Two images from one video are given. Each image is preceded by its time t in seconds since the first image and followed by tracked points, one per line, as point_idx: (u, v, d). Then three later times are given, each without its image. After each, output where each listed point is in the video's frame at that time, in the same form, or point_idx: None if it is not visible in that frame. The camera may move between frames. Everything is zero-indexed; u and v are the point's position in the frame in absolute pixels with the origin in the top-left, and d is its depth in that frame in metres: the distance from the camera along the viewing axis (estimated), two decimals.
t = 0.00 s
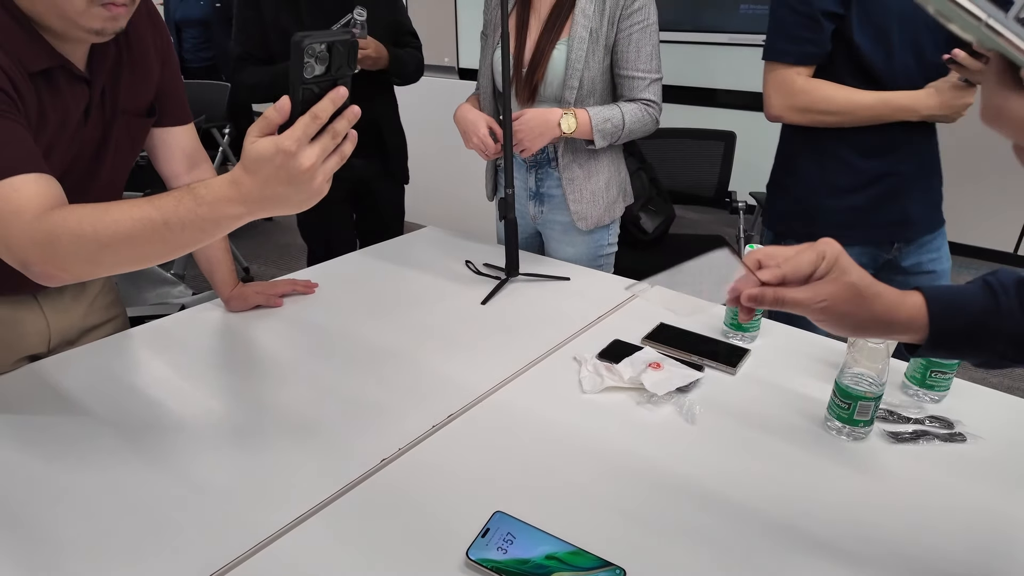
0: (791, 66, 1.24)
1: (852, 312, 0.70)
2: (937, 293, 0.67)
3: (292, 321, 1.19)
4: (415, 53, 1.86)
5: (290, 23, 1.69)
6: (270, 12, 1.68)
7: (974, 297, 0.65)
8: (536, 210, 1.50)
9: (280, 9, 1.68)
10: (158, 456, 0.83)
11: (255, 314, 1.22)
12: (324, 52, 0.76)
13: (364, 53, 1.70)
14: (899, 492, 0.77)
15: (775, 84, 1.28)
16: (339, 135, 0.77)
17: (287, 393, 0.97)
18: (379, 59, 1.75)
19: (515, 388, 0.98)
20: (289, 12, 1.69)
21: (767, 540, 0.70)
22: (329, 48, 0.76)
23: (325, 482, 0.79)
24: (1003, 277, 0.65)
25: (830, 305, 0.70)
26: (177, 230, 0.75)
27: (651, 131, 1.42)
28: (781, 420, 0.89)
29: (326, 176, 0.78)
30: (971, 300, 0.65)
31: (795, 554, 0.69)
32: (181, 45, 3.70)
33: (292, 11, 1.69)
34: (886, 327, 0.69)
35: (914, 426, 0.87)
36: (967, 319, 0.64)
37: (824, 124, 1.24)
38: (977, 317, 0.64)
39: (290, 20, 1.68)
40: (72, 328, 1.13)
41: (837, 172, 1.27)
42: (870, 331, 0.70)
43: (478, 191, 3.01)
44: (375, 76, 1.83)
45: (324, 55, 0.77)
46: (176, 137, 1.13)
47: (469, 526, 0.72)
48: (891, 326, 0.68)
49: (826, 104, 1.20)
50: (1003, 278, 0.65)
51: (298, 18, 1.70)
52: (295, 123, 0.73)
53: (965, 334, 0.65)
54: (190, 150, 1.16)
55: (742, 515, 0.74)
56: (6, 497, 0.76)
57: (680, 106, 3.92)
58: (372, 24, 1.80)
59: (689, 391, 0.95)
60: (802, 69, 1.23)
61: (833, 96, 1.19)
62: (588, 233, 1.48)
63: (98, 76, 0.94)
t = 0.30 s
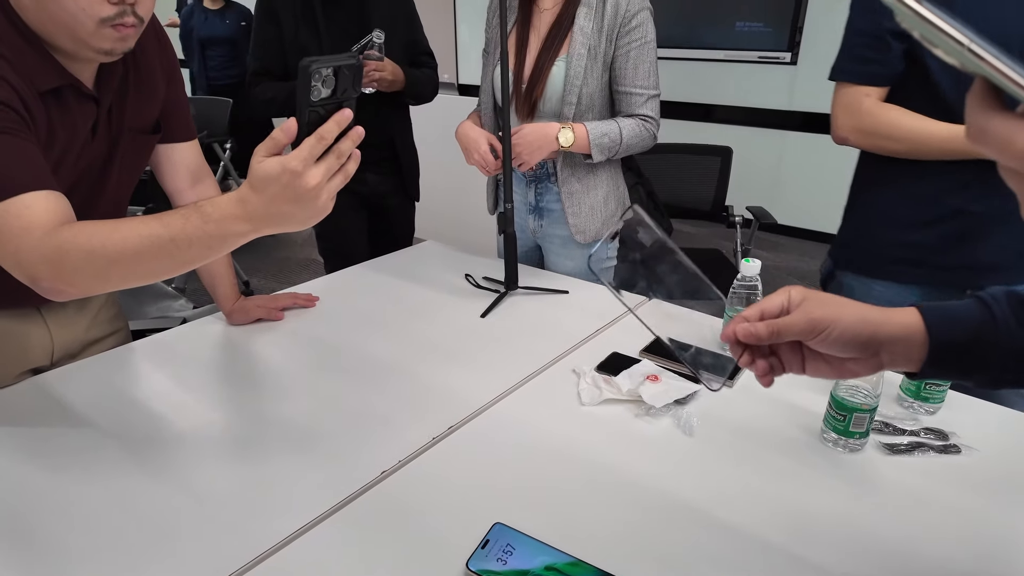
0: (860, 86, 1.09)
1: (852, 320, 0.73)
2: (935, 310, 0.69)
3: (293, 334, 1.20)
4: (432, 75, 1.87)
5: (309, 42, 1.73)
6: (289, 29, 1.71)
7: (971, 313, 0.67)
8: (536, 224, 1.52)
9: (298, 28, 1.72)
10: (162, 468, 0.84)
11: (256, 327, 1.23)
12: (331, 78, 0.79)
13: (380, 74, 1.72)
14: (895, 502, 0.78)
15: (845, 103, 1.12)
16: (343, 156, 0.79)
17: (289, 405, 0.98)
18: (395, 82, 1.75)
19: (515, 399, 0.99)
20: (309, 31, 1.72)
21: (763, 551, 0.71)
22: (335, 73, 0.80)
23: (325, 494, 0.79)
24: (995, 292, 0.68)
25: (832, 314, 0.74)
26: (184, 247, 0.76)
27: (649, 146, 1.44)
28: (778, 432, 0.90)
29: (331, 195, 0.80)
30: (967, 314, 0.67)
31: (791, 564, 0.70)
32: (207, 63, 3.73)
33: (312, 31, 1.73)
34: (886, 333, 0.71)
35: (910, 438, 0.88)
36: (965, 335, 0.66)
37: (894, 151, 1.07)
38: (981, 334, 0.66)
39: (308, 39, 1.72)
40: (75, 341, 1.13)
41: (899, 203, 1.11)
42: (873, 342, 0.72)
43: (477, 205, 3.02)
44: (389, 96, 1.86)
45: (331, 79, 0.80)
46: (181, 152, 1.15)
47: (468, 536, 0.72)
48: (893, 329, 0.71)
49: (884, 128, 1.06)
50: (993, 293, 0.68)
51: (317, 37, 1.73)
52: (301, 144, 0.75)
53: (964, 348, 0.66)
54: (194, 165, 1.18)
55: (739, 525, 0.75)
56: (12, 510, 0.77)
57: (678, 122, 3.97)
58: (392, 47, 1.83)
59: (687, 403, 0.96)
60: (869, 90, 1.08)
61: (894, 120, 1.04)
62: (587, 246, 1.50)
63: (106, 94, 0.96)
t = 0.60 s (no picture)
0: (913, 92, 1.17)
1: (840, 334, 0.77)
2: (921, 323, 0.72)
3: (294, 346, 1.21)
4: (434, 92, 1.91)
5: (314, 56, 1.73)
6: (293, 42, 1.72)
7: (954, 323, 0.70)
8: (536, 235, 1.53)
9: (302, 42, 1.72)
10: (164, 478, 0.84)
11: (257, 339, 1.23)
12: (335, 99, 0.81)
13: (385, 88, 1.74)
14: (890, 512, 0.79)
15: (896, 107, 1.19)
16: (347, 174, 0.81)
17: (290, 417, 0.98)
18: (401, 96, 1.78)
19: (515, 410, 1.00)
20: (313, 45, 1.73)
21: (760, 559, 0.72)
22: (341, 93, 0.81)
23: (327, 505, 0.80)
24: (975, 301, 0.70)
25: (817, 332, 0.78)
26: (190, 262, 0.78)
27: (648, 160, 1.45)
28: (774, 443, 0.91)
29: (335, 213, 0.81)
30: (951, 325, 0.70)
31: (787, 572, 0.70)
32: (223, 77, 3.75)
33: (316, 45, 1.74)
34: (875, 340, 0.75)
35: (906, 448, 0.89)
36: (952, 344, 0.69)
37: (932, 158, 1.13)
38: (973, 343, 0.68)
39: (314, 53, 1.73)
40: (77, 353, 1.14)
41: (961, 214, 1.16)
42: (866, 352, 0.75)
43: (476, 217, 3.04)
44: (393, 111, 1.88)
45: (336, 100, 0.82)
46: (185, 166, 1.17)
47: (467, 545, 0.73)
48: (878, 335, 0.75)
49: (928, 132, 1.13)
50: (974, 302, 0.70)
51: (322, 50, 1.74)
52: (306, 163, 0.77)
53: (958, 358, 0.68)
54: (197, 179, 1.19)
55: (737, 534, 0.75)
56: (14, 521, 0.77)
57: (676, 134, 4.01)
58: (396, 63, 1.85)
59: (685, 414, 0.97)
60: (921, 98, 1.16)
61: (939, 126, 1.11)
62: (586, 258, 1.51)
63: (112, 109, 0.98)
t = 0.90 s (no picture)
0: (928, 99, 1.19)
1: (861, 357, 0.76)
2: (941, 342, 0.71)
3: (292, 352, 1.21)
4: (418, 104, 1.93)
5: (300, 66, 1.74)
6: (278, 55, 1.73)
7: (973, 341, 0.69)
8: (534, 242, 1.54)
9: (287, 52, 1.74)
10: (163, 486, 0.85)
11: (256, 345, 1.24)
12: (341, 116, 0.83)
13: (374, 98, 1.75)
14: (884, 514, 0.79)
15: (910, 114, 1.22)
16: (349, 188, 0.82)
17: (288, 422, 0.99)
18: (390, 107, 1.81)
19: (513, 416, 1.00)
20: (298, 55, 1.74)
21: (756, 563, 0.72)
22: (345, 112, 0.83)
23: (325, 510, 0.80)
24: (992, 318, 0.70)
25: (836, 356, 0.77)
26: (191, 272, 0.79)
27: (644, 169, 1.46)
28: (770, 447, 0.91)
29: (335, 226, 0.82)
30: (969, 342, 0.69)
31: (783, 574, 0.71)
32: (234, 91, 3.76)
33: (301, 55, 1.75)
34: (896, 361, 0.74)
35: (901, 452, 0.89)
36: (970, 361, 0.68)
37: (938, 166, 1.16)
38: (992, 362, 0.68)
39: (299, 62, 1.74)
40: (77, 360, 1.15)
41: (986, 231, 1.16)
42: (889, 374, 0.74)
43: (475, 225, 3.05)
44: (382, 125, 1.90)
45: (342, 117, 0.84)
46: (185, 174, 1.18)
47: (464, 549, 0.73)
48: (900, 356, 0.74)
49: (933, 140, 1.15)
50: (992, 319, 0.70)
51: (307, 61, 1.75)
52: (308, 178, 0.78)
53: (977, 374, 0.68)
54: (196, 187, 1.20)
55: (732, 538, 0.76)
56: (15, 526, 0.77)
57: (673, 144, 4.03)
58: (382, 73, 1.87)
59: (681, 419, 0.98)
60: (934, 106, 1.18)
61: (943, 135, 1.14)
62: (585, 265, 1.52)
63: (113, 117, 0.99)
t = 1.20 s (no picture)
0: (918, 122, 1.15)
1: (883, 371, 0.77)
2: (970, 360, 0.71)
3: (290, 355, 1.23)
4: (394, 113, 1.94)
5: (279, 80, 1.76)
6: (253, 66, 1.74)
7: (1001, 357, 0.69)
8: (530, 247, 1.57)
9: (263, 63, 1.75)
10: (163, 486, 0.86)
11: (253, 348, 1.26)
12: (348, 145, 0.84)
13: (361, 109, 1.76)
14: (869, 509, 0.81)
15: (901, 138, 1.18)
16: (349, 210, 0.85)
17: (286, 423, 1.01)
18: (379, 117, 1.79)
19: (507, 416, 1.01)
20: (273, 66, 1.75)
21: (742, 557, 0.74)
22: (349, 140, 0.85)
23: (321, 508, 0.82)
24: None
25: (859, 369, 0.79)
26: (193, 284, 0.80)
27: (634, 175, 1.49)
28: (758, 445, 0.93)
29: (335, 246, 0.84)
30: (998, 360, 0.69)
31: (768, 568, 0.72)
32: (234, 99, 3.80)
33: (277, 66, 1.77)
34: (919, 377, 0.75)
35: (887, 450, 0.91)
36: (1001, 380, 0.68)
37: (937, 189, 1.11)
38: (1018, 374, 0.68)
39: (275, 73, 1.75)
40: (77, 363, 1.16)
41: (998, 258, 1.09)
42: (912, 389, 0.76)
43: (472, 231, 3.08)
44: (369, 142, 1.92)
45: (347, 144, 0.85)
46: (184, 179, 1.20)
47: (458, 545, 0.75)
48: (924, 372, 0.75)
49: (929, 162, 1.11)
50: None
51: (284, 71, 1.77)
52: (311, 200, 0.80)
53: (1005, 394, 0.68)
54: (195, 193, 1.22)
55: (719, 534, 0.78)
56: (18, 525, 0.79)
57: (668, 151, 4.07)
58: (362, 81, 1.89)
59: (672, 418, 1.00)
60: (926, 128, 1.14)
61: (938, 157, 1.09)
62: (580, 268, 1.54)
63: (115, 125, 1.01)
